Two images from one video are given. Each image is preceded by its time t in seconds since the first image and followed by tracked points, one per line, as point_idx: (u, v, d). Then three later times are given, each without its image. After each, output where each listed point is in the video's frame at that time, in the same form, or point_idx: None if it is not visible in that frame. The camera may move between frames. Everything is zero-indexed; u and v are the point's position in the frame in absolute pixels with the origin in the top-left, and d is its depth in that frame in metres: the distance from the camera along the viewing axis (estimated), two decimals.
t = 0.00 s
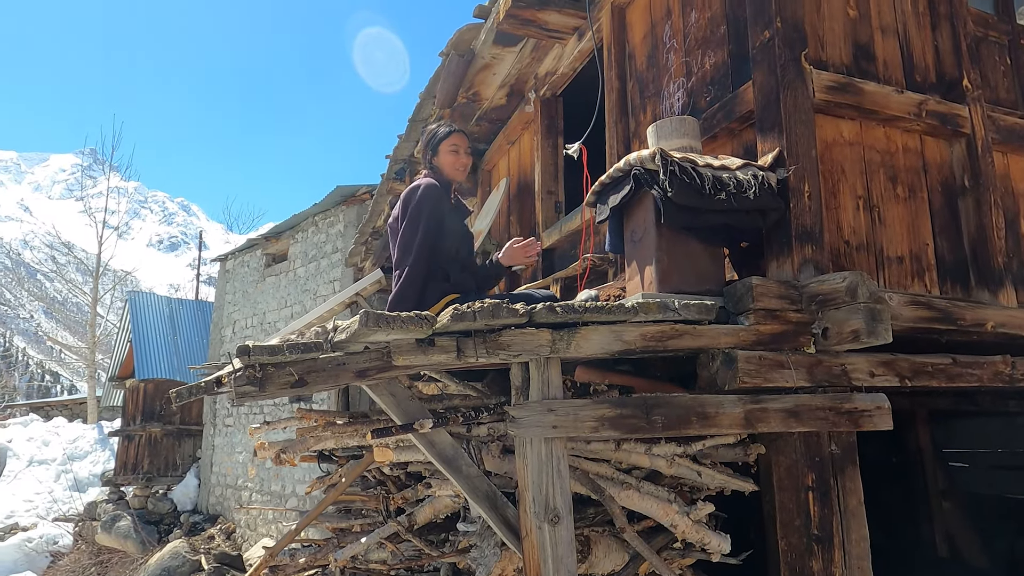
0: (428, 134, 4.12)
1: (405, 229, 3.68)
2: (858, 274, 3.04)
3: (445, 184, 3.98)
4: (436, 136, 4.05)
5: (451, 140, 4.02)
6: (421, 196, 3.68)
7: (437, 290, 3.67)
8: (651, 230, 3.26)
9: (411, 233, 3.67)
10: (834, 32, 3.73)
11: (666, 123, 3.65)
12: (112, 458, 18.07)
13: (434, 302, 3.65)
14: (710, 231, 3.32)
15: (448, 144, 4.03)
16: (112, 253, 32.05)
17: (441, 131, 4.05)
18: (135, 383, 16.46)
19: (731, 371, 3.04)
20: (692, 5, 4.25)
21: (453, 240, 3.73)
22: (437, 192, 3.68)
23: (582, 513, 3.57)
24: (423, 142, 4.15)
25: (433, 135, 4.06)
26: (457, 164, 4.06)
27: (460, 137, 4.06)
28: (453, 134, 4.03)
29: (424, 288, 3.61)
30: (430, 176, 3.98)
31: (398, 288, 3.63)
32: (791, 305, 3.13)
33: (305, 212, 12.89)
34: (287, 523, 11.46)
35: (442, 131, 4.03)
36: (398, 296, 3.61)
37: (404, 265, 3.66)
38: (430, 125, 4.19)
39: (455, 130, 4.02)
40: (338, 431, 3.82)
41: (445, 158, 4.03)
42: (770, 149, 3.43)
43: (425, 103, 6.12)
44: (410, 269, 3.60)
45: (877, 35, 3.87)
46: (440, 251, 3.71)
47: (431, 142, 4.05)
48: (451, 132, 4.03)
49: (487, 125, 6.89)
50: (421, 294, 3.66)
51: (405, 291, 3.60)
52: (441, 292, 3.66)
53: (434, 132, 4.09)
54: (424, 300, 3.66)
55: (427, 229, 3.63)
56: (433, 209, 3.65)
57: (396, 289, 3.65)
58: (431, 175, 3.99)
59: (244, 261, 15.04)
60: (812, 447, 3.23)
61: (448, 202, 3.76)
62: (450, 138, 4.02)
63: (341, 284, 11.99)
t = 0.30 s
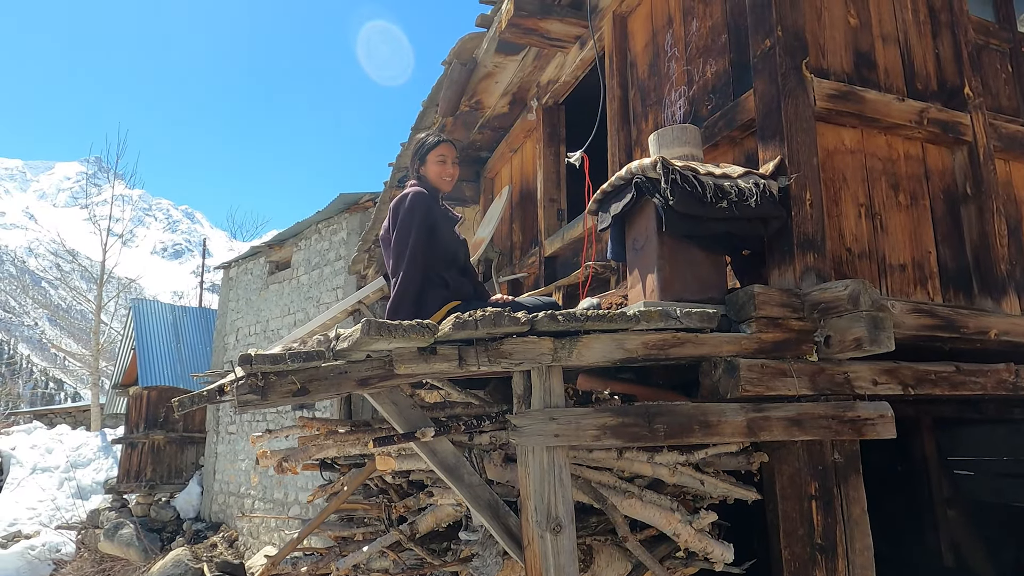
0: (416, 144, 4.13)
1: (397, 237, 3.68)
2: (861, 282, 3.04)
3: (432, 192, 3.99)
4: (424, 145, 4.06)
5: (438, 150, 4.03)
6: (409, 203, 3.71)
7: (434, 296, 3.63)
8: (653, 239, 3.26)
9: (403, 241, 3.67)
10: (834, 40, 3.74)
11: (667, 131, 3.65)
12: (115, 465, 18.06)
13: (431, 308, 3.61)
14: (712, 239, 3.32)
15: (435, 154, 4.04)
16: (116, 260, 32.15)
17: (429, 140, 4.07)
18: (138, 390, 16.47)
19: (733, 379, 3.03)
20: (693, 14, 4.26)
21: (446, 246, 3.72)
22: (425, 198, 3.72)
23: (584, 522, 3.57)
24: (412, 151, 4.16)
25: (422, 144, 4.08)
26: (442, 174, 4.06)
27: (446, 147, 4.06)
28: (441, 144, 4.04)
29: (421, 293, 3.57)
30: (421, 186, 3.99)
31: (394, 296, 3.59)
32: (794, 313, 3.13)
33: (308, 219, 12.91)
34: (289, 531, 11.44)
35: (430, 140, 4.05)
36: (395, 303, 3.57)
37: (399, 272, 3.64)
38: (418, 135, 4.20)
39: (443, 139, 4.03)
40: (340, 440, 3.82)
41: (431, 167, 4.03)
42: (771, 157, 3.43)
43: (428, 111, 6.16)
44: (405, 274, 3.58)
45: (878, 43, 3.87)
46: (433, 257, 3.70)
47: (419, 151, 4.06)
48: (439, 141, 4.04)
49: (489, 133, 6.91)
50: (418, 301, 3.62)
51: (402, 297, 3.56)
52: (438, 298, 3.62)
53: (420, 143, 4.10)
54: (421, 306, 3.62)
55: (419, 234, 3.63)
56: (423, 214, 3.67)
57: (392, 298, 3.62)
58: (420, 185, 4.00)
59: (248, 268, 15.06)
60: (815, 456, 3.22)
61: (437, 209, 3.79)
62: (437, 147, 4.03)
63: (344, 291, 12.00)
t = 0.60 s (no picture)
0: (412, 151, 4.16)
1: (397, 245, 3.71)
2: (865, 289, 3.04)
3: (429, 199, 4.01)
4: (419, 154, 4.10)
5: (433, 158, 4.06)
6: (407, 211, 3.74)
7: (436, 303, 3.64)
8: (657, 246, 3.28)
9: (403, 248, 3.69)
10: (838, 48, 3.76)
11: (671, 138, 3.67)
12: (120, 471, 18.11)
13: (433, 315, 3.62)
14: (716, 246, 3.33)
15: (430, 162, 4.07)
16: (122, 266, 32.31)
17: (425, 148, 4.10)
18: (143, 396, 16.52)
19: (738, 386, 3.04)
20: (696, 22, 4.29)
21: (445, 253, 3.75)
22: (423, 206, 3.75)
23: (589, 528, 3.58)
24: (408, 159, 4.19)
25: (417, 153, 4.12)
26: (438, 181, 4.08)
27: (442, 155, 4.09)
28: (436, 152, 4.07)
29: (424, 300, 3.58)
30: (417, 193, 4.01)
31: (397, 303, 3.60)
32: (798, 320, 3.14)
33: (313, 225, 12.96)
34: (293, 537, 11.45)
35: (426, 149, 4.08)
36: (398, 310, 3.57)
37: (400, 279, 3.66)
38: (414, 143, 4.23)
39: (438, 147, 4.06)
40: (347, 446, 3.84)
41: (428, 176, 4.05)
42: (775, 164, 3.45)
43: (432, 118, 6.33)
44: (406, 281, 3.59)
45: (881, 51, 3.89)
46: (434, 264, 3.72)
47: (415, 159, 4.08)
48: (434, 149, 4.07)
49: (494, 139, 6.94)
50: (420, 308, 3.63)
51: (404, 304, 3.57)
52: (439, 304, 3.63)
53: (416, 151, 4.13)
54: (424, 313, 3.63)
55: (419, 241, 3.66)
56: (421, 221, 3.70)
57: (394, 305, 3.63)
58: (415, 192, 4.02)
59: (252, 274, 15.12)
60: (820, 462, 3.23)
61: (435, 215, 3.82)
62: (433, 155, 4.06)
63: (349, 297, 12.04)
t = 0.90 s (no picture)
0: (421, 158, 4.18)
1: (406, 251, 3.72)
2: (870, 295, 3.04)
3: (440, 205, 4.02)
4: (428, 159, 4.10)
5: (442, 164, 4.07)
6: (418, 217, 3.75)
7: (443, 309, 3.64)
8: (662, 252, 3.28)
9: (412, 254, 3.70)
10: (840, 55, 3.77)
11: (675, 145, 3.68)
12: (122, 479, 18.08)
13: (440, 322, 3.63)
14: (720, 253, 3.34)
15: (439, 168, 4.07)
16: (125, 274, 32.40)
17: (433, 154, 4.11)
18: (145, 403, 16.52)
19: (744, 392, 3.04)
20: (699, 30, 4.30)
21: (453, 261, 3.76)
22: (435, 212, 3.76)
23: (595, 535, 3.55)
24: (417, 164, 4.21)
25: (426, 158, 4.13)
26: (447, 187, 4.08)
27: (451, 160, 4.09)
28: (445, 158, 4.08)
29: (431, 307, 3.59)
30: (426, 199, 4.02)
31: (404, 309, 3.61)
32: (803, 325, 3.14)
33: (315, 233, 12.99)
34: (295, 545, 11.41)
35: (434, 154, 4.09)
36: (404, 316, 3.58)
37: (408, 286, 3.67)
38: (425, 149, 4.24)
39: (447, 153, 4.06)
40: (351, 453, 3.84)
41: (437, 181, 4.06)
42: (779, 170, 3.45)
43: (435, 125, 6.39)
44: (414, 288, 3.60)
45: (883, 58, 3.91)
46: (442, 271, 3.73)
47: (424, 165, 4.10)
48: (443, 155, 4.08)
49: (497, 147, 6.96)
50: (427, 315, 3.64)
51: (412, 310, 3.58)
52: (446, 311, 3.64)
53: (427, 157, 4.14)
54: (431, 320, 3.64)
55: (429, 248, 3.67)
56: (432, 228, 3.71)
57: (401, 311, 3.64)
58: (425, 197, 4.03)
59: (255, 282, 15.14)
60: (826, 469, 3.22)
61: (446, 222, 3.83)
62: (441, 161, 4.06)
63: (351, 304, 12.05)
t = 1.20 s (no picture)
0: (437, 168, 4.19)
1: (416, 260, 3.72)
2: (875, 303, 3.04)
3: (454, 216, 4.04)
4: (442, 168, 4.12)
5: (458, 173, 4.08)
6: (431, 227, 3.77)
7: (449, 320, 3.64)
8: (665, 261, 3.28)
9: (422, 264, 3.71)
10: (843, 64, 3.78)
11: (678, 154, 3.69)
12: (125, 489, 18.07)
13: (446, 332, 3.63)
14: (724, 261, 3.34)
15: (454, 176, 4.09)
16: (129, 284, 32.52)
17: (449, 164, 4.13)
18: (149, 414, 16.52)
19: (748, 401, 3.03)
20: (701, 40, 4.32)
21: (463, 272, 3.77)
22: (448, 223, 3.78)
23: (600, 546, 3.57)
24: (433, 174, 4.22)
25: (441, 167, 4.14)
26: (462, 197, 4.10)
27: (466, 169, 4.11)
28: (460, 167, 4.10)
29: (437, 317, 3.59)
30: (441, 210, 4.05)
31: (411, 318, 3.62)
32: (808, 334, 3.13)
33: (320, 243, 13.03)
34: (298, 557, 11.37)
35: (450, 163, 4.11)
36: (410, 325, 3.58)
37: (416, 295, 3.67)
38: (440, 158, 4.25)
39: (462, 162, 4.08)
40: (355, 462, 3.83)
41: (452, 191, 4.08)
42: (782, 179, 3.46)
43: (438, 136, 6.17)
44: (422, 298, 3.61)
45: (886, 67, 3.92)
46: (450, 281, 3.74)
47: (440, 174, 4.11)
48: (458, 164, 4.10)
49: (500, 157, 6.99)
50: (434, 324, 3.65)
51: (418, 320, 3.59)
52: (452, 322, 3.64)
53: (441, 167, 4.15)
54: (437, 329, 3.64)
55: (439, 258, 3.68)
56: (444, 239, 3.72)
57: (408, 320, 3.64)
58: (440, 208, 4.05)
59: (259, 292, 15.16)
60: (832, 478, 3.20)
61: (458, 233, 3.84)
62: (457, 170, 4.08)
63: (355, 314, 12.07)
